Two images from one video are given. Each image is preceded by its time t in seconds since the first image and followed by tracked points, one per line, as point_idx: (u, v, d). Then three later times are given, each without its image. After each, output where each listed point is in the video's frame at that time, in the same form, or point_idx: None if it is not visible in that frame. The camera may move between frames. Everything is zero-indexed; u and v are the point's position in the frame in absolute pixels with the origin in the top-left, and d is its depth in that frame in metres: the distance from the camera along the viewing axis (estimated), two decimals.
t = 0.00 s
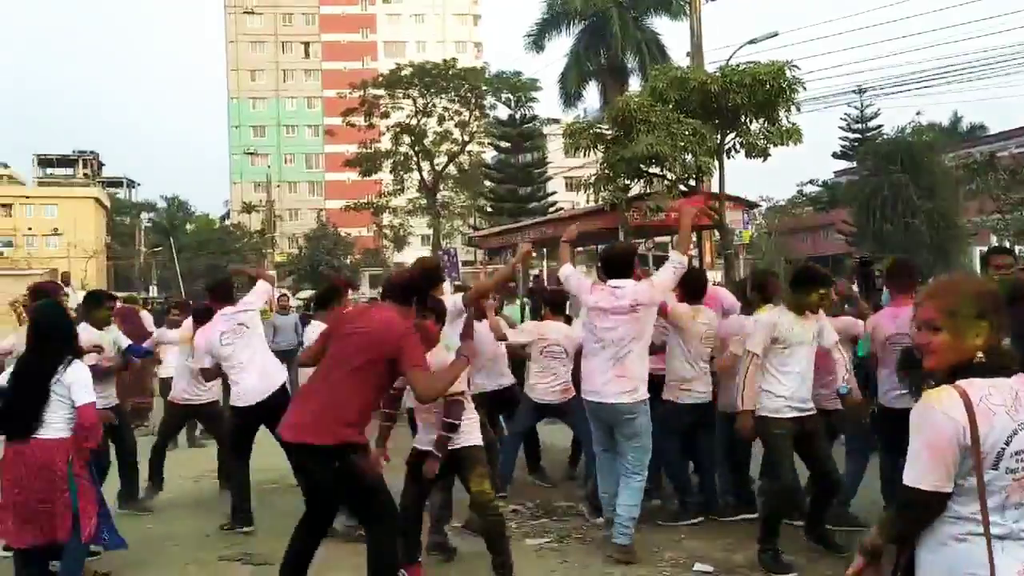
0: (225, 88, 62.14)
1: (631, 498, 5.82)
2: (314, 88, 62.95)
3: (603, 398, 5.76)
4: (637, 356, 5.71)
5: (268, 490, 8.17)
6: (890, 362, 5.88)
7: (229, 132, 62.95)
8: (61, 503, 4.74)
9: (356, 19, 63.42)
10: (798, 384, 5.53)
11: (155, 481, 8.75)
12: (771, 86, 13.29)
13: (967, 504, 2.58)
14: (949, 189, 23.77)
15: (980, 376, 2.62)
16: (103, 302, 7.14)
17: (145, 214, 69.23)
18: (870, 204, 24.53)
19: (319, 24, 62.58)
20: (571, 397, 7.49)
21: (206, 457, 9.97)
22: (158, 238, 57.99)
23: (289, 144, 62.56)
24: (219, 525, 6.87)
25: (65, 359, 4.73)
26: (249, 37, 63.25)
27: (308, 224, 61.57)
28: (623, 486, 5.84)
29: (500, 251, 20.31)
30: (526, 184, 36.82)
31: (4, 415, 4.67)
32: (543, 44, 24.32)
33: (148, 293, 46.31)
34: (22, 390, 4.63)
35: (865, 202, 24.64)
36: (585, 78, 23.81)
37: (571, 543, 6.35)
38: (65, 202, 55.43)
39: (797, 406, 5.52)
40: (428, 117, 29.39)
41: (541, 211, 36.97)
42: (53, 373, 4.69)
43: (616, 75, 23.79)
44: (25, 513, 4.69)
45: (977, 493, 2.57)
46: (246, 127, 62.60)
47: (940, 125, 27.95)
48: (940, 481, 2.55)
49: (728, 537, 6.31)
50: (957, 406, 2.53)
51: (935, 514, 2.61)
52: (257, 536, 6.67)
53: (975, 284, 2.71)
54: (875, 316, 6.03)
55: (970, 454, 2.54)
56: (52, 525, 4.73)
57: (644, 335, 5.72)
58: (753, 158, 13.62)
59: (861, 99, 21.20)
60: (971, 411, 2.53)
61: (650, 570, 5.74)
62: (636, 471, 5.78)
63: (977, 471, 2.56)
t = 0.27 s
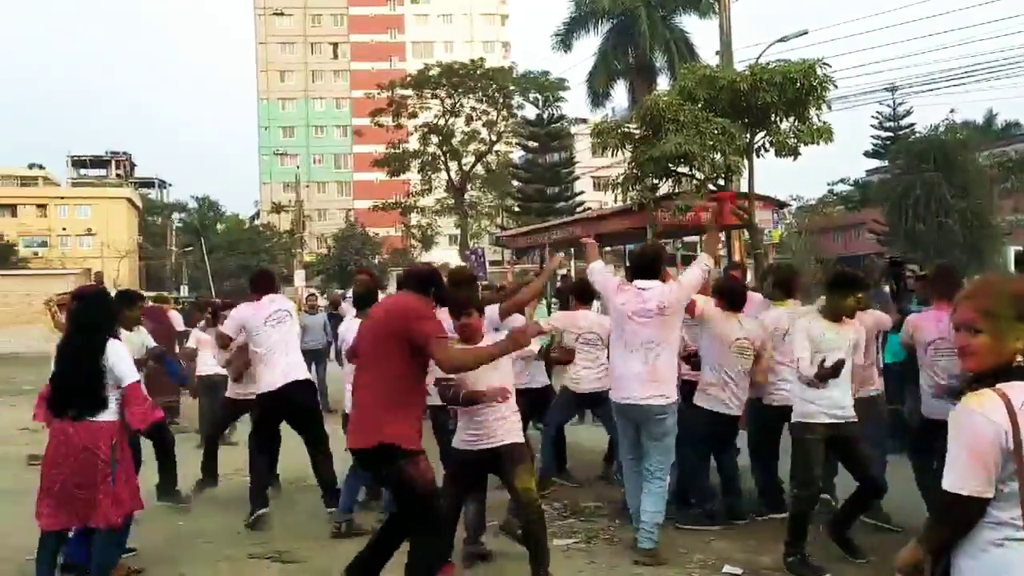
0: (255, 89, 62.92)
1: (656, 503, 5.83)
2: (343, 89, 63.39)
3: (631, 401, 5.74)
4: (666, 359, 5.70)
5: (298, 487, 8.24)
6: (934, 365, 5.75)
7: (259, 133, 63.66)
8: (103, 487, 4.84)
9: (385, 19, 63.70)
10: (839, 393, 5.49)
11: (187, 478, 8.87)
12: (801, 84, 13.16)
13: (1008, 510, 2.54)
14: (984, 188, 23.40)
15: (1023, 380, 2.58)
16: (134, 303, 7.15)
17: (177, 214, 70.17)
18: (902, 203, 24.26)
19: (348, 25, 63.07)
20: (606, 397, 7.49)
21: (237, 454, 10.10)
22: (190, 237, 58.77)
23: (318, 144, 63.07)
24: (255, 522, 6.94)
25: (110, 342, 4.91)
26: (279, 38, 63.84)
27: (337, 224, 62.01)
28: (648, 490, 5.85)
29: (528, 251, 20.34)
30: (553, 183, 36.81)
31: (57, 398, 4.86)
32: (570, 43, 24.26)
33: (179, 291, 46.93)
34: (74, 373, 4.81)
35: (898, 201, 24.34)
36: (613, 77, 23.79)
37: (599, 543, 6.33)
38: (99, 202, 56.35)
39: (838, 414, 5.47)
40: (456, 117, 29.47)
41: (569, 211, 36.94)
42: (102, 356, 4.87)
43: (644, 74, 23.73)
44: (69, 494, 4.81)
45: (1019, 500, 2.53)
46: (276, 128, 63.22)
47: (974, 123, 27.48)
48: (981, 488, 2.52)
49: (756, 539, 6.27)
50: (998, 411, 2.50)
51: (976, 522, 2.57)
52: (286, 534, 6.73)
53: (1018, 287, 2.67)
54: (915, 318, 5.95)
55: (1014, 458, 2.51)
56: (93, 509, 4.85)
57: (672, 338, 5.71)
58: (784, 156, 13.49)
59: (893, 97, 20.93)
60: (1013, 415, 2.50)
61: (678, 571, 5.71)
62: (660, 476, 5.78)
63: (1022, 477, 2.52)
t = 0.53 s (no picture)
0: (275, 90, 63.35)
1: (678, 509, 5.79)
2: (362, 89, 63.68)
3: (647, 415, 5.72)
4: (682, 373, 5.68)
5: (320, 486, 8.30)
6: (942, 368, 5.72)
7: (280, 133, 64.10)
8: (133, 489, 4.94)
9: (404, 19, 63.91)
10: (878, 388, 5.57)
11: (210, 476, 8.97)
12: (822, 83, 13.08)
13: None
14: (1009, 187, 23.14)
15: None
16: (162, 307, 7.33)
17: (199, 215, 70.78)
18: (925, 202, 24.07)
19: (367, 26, 63.37)
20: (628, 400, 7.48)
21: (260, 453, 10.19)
22: (211, 237, 59.25)
23: (337, 145, 63.37)
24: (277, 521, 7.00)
25: (127, 348, 4.88)
26: (298, 39, 64.16)
27: (357, 224, 62.28)
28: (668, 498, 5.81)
29: (547, 251, 20.36)
30: (572, 183, 36.79)
31: (80, 407, 4.79)
32: (589, 43, 24.17)
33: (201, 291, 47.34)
34: (97, 381, 4.75)
35: (920, 200, 24.14)
36: (632, 77, 23.72)
37: (619, 544, 6.33)
38: (122, 203, 56.98)
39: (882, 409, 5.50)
40: (475, 117, 29.51)
41: (588, 210, 36.91)
42: (123, 362, 4.83)
43: (663, 73, 23.65)
44: (99, 502, 4.83)
45: None
46: (296, 129, 63.63)
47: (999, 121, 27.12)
48: (1009, 491, 2.51)
49: (777, 540, 6.24)
50: None
51: (1004, 525, 2.56)
52: (307, 533, 6.78)
53: None
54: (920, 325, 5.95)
55: None
56: (123, 514, 4.92)
57: (689, 353, 5.69)
58: (804, 156, 13.41)
59: (916, 95, 20.74)
60: None
61: (699, 572, 5.70)
62: (680, 483, 5.77)
63: None
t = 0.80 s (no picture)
0: (292, 91, 63.65)
1: (688, 506, 5.74)
2: (379, 90, 63.89)
3: (660, 403, 5.70)
4: (696, 358, 5.68)
5: (336, 485, 8.34)
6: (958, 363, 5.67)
7: (297, 134, 64.40)
8: (142, 501, 4.67)
9: (420, 20, 64.07)
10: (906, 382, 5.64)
11: (228, 475, 9.03)
12: (840, 82, 12.99)
13: None
14: None
15: None
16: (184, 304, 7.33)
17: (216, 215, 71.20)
18: (944, 201, 23.88)
19: (384, 27, 63.60)
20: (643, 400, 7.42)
21: (277, 452, 10.25)
22: (229, 238, 59.60)
23: (354, 145, 63.58)
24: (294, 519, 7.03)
25: (130, 353, 4.61)
26: (315, 40, 64.43)
27: (373, 225, 62.46)
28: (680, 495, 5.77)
29: (563, 251, 20.34)
30: (588, 183, 36.73)
31: (78, 416, 4.57)
32: (606, 43, 24.10)
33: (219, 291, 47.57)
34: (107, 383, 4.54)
35: (939, 199, 23.96)
36: (649, 76, 23.65)
37: (635, 544, 6.31)
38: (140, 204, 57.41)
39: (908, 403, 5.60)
40: (491, 117, 29.49)
41: (604, 210, 36.84)
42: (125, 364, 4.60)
43: (679, 72, 23.54)
44: (110, 517, 4.58)
45: None
46: (313, 129, 63.91)
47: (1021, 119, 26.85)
48: None
49: (796, 541, 6.21)
50: None
51: None
52: (324, 532, 6.82)
53: None
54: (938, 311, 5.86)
55: None
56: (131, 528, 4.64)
57: (703, 335, 5.69)
58: (822, 155, 13.33)
59: (936, 93, 20.57)
60: None
61: (716, 573, 5.69)
62: (692, 478, 5.72)
63: None
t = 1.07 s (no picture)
0: (305, 92, 63.85)
1: (696, 504, 5.74)
2: (391, 91, 64.03)
3: (673, 398, 5.68)
4: (709, 356, 5.66)
5: (349, 485, 8.37)
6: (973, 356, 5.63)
7: (310, 135, 64.63)
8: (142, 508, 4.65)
9: (432, 21, 64.17)
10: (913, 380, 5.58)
11: (241, 475, 9.07)
12: (853, 80, 12.91)
13: None
14: None
15: None
16: (202, 302, 7.38)
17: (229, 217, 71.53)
18: (959, 200, 23.71)
19: (396, 27, 63.72)
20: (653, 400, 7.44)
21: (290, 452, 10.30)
22: (242, 238, 59.85)
23: (366, 146, 63.70)
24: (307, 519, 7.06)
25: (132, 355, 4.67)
26: (327, 41, 64.64)
27: (385, 225, 62.57)
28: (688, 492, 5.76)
29: (575, 251, 20.33)
30: (600, 182, 36.68)
31: (77, 419, 4.54)
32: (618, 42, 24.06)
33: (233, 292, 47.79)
34: (99, 389, 4.52)
35: (954, 197, 23.78)
36: (661, 75, 23.60)
37: (647, 544, 6.31)
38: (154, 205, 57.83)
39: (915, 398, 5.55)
40: (503, 117, 29.48)
41: (616, 210, 36.79)
42: (122, 367, 4.61)
43: (692, 71, 23.46)
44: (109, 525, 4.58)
45: None
46: (325, 130, 64.11)
47: None
48: None
49: (809, 542, 6.19)
50: None
51: None
52: (337, 531, 6.85)
53: None
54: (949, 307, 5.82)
55: None
56: (133, 531, 4.64)
57: (714, 334, 5.67)
58: (835, 154, 13.25)
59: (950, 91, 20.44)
60: None
61: (728, 573, 5.67)
62: (700, 476, 5.71)
63: None
